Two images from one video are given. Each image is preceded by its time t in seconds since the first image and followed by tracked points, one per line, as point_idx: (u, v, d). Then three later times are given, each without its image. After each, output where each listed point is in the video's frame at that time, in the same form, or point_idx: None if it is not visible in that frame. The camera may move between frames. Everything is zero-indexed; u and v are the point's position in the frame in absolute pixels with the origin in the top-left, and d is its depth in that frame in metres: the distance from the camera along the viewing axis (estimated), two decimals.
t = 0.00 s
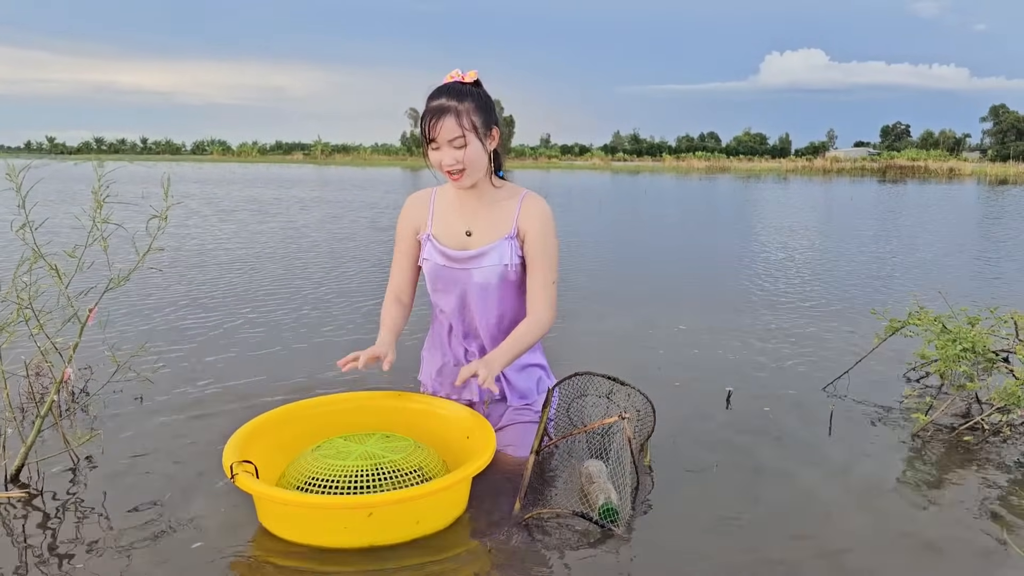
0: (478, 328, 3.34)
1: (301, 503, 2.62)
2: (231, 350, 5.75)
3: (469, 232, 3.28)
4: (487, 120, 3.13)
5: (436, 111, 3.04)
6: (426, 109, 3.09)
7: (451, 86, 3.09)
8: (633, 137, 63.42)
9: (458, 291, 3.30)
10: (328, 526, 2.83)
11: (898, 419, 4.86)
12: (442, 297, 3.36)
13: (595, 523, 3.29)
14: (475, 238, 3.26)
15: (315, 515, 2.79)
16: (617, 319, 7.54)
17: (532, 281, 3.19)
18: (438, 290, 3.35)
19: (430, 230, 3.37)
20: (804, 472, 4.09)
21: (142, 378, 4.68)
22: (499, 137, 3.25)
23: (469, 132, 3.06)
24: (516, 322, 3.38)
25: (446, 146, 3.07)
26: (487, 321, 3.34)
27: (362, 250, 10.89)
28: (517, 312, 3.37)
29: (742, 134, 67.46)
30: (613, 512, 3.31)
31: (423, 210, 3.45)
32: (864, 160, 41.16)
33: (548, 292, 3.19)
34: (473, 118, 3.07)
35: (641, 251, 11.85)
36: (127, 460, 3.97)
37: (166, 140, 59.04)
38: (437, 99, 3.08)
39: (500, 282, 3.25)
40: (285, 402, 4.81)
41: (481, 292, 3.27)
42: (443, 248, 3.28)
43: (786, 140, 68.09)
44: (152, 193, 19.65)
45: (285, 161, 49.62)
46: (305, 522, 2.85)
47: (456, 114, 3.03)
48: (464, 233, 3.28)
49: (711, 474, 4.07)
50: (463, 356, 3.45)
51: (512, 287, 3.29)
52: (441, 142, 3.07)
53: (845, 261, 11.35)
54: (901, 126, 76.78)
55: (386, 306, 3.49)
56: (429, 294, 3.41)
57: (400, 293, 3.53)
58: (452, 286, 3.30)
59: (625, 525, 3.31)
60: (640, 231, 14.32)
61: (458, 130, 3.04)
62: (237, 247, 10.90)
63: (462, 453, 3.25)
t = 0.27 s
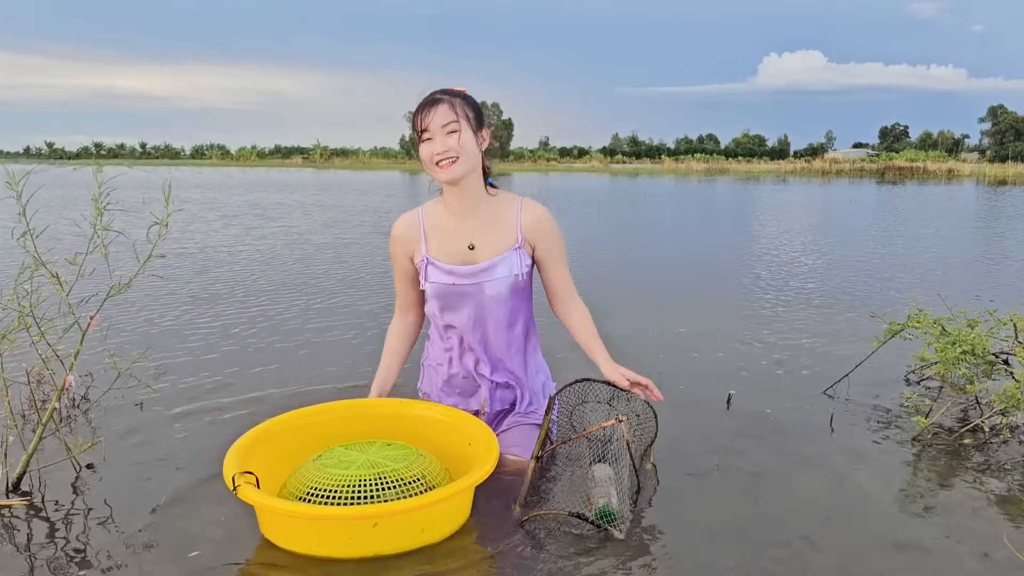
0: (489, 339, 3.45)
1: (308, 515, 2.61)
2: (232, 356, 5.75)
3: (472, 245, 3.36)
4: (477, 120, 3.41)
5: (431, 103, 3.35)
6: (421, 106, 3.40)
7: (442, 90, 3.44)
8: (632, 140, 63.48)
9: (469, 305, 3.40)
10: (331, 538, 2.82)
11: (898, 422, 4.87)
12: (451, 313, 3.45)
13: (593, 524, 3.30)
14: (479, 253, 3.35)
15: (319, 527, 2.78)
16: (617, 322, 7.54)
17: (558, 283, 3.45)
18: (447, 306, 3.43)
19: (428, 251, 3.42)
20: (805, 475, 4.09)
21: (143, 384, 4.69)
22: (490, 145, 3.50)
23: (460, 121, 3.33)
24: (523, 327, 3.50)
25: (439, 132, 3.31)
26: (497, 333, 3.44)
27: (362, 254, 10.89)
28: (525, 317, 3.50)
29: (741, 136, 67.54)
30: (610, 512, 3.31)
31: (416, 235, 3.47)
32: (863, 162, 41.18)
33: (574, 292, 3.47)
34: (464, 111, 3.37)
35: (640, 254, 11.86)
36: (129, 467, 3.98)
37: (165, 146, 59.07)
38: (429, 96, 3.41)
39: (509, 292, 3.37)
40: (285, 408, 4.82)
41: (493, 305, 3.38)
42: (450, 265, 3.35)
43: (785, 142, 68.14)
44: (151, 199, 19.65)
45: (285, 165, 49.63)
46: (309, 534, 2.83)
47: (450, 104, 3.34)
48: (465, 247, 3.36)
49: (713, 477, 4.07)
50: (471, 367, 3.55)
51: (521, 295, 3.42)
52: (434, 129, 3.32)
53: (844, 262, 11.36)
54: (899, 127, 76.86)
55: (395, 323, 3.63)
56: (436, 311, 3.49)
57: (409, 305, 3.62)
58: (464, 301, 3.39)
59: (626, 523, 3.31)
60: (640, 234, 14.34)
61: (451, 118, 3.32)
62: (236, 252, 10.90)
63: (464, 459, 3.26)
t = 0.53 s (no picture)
0: (485, 368, 3.49)
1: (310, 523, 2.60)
2: (234, 360, 5.76)
3: (464, 277, 3.37)
4: (476, 149, 3.39)
5: (432, 130, 3.30)
6: (421, 134, 3.35)
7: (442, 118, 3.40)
8: (632, 142, 63.54)
9: (465, 336, 3.43)
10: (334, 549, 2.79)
11: (899, 422, 4.87)
12: (447, 342, 3.49)
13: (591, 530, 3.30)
14: (472, 285, 3.36)
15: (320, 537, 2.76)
16: (617, 324, 7.55)
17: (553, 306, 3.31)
18: (443, 337, 3.47)
19: (423, 284, 3.44)
20: (806, 476, 4.10)
21: (145, 390, 4.69)
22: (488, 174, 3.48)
23: (461, 150, 3.30)
24: (519, 349, 3.53)
25: (440, 160, 3.26)
26: (493, 358, 3.48)
27: (362, 258, 10.90)
28: (521, 340, 3.52)
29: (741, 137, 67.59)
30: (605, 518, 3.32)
31: (408, 265, 3.48)
32: (862, 161, 41.20)
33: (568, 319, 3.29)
34: (464, 141, 3.34)
35: (641, 255, 11.87)
36: (131, 472, 3.99)
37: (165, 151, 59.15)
38: (430, 125, 3.37)
39: (503, 322, 3.38)
40: (286, 412, 4.83)
41: (488, 334, 3.40)
42: (444, 300, 3.38)
43: (785, 142, 68.18)
44: (153, 204, 19.70)
45: (285, 169, 49.65)
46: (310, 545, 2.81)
47: (451, 132, 3.31)
48: (459, 279, 3.38)
49: (714, 478, 4.08)
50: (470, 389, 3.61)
51: (516, 319, 3.43)
52: (435, 157, 3.28)
53: (845, 262, 11.37)
54: (898, 127, 76.89)
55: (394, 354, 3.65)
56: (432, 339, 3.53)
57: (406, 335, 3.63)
58: (459, 333, 3.42)
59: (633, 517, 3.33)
60: (640, 235, 14.34)
61: (454, 145, 3.30)
62: (237, 257, 10.92)
63: (466, 464, 3.26)
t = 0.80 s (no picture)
0: (484, 372, 3.48)
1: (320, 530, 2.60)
2: (238, 362, 5.77)
3: (464, 279, 3.37)
4: (479, 153, 3.39)
5: (437, 133, 3.29)
6: (425, 136, 3.34)
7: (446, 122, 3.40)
8: (632, 142, 63.53)
9: (464, 338, 3.43)
10: (340, 556, 2.79)
11: (903, 421, 4.87)
12: (447, 343, 3.49)
13: (586, 526, 3.34)
14: (471, 288, 3.36)
15: (328, 543, 2.76)
16: (620, 324, 7.55)
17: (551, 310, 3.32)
18: (443, 338, 3.48)
19: (422, 283, 3.45)
20: (811, 476, 4.09)
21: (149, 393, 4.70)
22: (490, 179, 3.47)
23: (466, 154, 3.30)
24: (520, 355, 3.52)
25: (445, 163, 3.25)
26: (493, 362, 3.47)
27: (364, 260, 10.91)
28: (522, 345, 3.51)
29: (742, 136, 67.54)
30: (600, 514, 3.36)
31: (410, 262, 3.50)
32: (864, 160, 41.19)
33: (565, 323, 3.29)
34: (468, 144, 3.34)
35: (643, 256, 11.87)
36: (136, 476, 3.99)
37: (167, 154, 59.22)
38: (434, 128, 3.36)
39: (502, 326, 3.37)
40: (290, 415, 4.83)
41: (487, 337, 3.39)
42: (443, 301, 3.38)
43: (786, 141, 68.19)
44: (155, 208, 19.73)
45: (286, 172, 49.67)
46: (316, 552, 2.80)
47: (456, 136, 3.30)
48: (458, 281, 3.37)
49: (719, 479, 4.07)
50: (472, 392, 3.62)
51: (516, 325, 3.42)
52: (440, 160, 3.26)
53: (847, 261, 11.36)
54: (899, 125, 76.85)
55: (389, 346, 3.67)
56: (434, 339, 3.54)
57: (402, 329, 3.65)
58: (458, 334, 3.42)
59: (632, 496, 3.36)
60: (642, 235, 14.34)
61: (459, 149, 3.29)
62: (240, 259, 10.92)
63: (471, 469, 3.28)
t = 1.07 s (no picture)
0: (483, 346, 3.46)
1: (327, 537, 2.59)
2: (242, 365, 5.78)
3: (463, 250, 3.39)
4: (481, 130, 3.50)
5: (440, 109, 3.41)
6: (428, 110, 3.45)
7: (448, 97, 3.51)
8: (635, 142, 63.51)
9: (463, 310, 3.41)
10: (347, 563, 2.78)
11: (907, 420, 4.85)
12: (447, 318, 3.48)
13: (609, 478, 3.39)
14: (470, 257, 3.38)
15: (334, 551, 2.75)
16: (624, 325, 7.54)
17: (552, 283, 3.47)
18: (443, 312, 3.46)
19: (422, 255, 3.47)
20: (816, 475, 4.08)
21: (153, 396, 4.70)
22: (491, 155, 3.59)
23: (468, 130, 3.41)
24: (522, 333, 3.51)
25: (447, 139, 3.38)
26: (493, 338, 3.45)
27: (367, 262, 10.91)
28: (522, 323, 3.50)
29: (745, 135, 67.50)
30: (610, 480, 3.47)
31: (410, 237, 3.53)
32: (867, 159, 41.12)
33: (565, 297, 3.45)
34: (470, 121, 3.45)
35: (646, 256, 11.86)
36: (140, 479, 3.99)
37: (169, 157, 59.33)
38: (437, 102, 3.47)
39: (502, 295, 3.38)
40: (293, 417, 4.83)
41: (487, 307, 3.39)
42: (442, 269, 3.39)
43: (788, 140, 68.12)
44: (158, 211, 19.75)
45: (289, 174, 49.70)
46: (323, 558, 2.79)
47: (459, 112, 3.41)
48: (457, 252, 3.40)
49: (723, 479, 4.07)
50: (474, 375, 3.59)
51: (515, 298, 3.42)
52: (443, 136, 3.39)
53: (850, 260, 11.34)
54: (902, 124, 76.73)
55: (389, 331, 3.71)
56: (435, 319, 3.53)
57: (404, 312, 3.70)
58: (457, 305, 3.41)
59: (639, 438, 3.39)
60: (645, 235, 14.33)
61: (461, 125, 3.40)
62: (243, 262, 10.93)
63: (476, 472, 3.28)
